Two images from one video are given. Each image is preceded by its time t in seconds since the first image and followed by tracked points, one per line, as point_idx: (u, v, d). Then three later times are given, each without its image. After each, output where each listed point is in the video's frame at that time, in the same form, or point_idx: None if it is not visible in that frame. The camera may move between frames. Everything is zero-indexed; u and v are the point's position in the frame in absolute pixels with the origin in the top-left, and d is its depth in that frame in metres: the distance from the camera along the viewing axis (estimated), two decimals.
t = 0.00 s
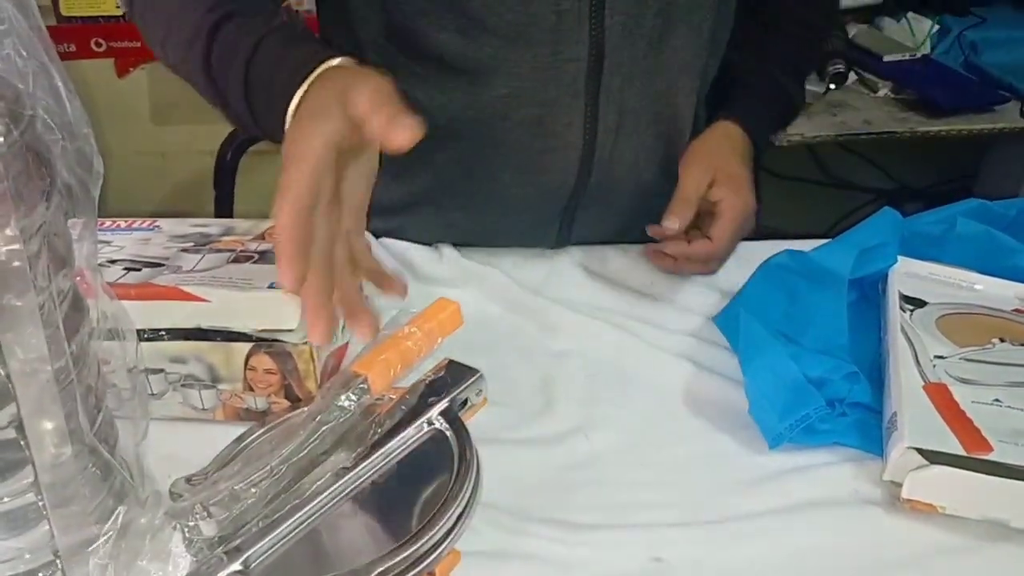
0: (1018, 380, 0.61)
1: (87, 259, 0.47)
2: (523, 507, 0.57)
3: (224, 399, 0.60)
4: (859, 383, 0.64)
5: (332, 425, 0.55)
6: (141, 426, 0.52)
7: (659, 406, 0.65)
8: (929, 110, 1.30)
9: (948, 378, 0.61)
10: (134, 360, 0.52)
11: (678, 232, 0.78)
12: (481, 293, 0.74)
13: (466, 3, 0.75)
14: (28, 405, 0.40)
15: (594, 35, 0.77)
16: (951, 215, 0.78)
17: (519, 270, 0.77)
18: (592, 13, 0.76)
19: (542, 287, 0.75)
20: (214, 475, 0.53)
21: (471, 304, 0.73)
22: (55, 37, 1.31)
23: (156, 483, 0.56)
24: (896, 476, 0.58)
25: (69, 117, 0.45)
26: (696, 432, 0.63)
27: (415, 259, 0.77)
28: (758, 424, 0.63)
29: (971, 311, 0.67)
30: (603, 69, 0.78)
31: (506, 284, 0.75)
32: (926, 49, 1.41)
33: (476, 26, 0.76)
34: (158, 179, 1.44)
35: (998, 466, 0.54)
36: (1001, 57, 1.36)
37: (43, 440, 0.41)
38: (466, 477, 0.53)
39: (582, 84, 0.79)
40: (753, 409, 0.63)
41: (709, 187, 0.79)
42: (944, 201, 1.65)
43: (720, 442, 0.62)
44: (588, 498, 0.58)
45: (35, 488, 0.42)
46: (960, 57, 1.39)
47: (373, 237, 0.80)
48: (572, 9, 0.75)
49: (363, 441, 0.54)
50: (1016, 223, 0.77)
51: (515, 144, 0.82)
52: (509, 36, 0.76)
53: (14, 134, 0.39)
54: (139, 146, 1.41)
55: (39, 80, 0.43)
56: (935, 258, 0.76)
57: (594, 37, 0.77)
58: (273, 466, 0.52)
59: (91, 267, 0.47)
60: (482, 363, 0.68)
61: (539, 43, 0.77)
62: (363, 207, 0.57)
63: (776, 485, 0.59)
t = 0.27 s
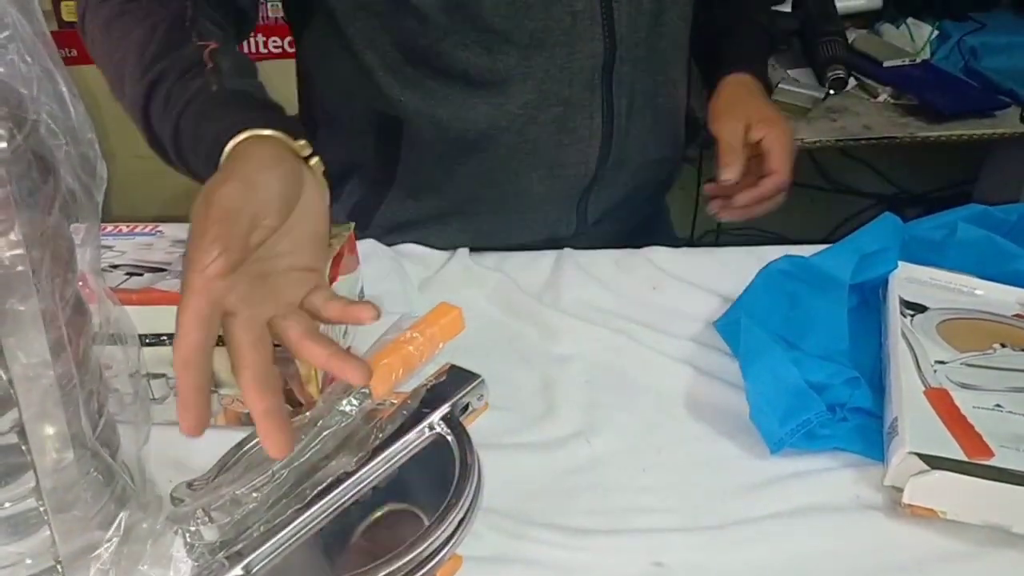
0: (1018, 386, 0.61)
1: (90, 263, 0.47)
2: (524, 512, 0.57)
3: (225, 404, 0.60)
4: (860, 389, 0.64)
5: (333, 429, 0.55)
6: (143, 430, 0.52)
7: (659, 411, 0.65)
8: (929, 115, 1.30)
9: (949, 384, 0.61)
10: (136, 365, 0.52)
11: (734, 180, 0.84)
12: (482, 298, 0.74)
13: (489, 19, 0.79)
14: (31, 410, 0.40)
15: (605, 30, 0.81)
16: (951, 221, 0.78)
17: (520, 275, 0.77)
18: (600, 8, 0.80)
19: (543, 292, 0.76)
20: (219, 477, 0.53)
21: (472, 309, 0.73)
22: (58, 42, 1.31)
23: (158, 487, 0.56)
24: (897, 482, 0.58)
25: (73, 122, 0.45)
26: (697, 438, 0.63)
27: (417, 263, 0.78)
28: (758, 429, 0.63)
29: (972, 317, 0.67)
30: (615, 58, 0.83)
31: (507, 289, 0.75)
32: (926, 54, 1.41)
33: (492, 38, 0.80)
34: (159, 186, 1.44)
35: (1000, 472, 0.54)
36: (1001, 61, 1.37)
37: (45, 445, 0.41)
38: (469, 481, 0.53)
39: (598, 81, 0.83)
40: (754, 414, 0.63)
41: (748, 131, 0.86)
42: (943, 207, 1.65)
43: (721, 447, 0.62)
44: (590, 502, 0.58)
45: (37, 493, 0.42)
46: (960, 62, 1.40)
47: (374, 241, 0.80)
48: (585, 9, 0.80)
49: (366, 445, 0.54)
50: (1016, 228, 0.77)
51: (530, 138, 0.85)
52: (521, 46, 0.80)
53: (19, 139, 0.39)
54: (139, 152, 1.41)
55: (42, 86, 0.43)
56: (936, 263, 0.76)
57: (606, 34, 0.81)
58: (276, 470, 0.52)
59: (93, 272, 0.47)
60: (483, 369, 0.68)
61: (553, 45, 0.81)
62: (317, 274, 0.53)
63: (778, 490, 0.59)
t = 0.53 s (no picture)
0: (1020, 386, 0.61)
1: (93, 262, 0.47)
2: (526, 513, 0.57)
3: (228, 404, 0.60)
4: (862, 389, 0.64)
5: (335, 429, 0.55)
6: (146, 429, 0.52)
7: (660, 411, 0.65)
8: (930, 116, 1.30)
9: (951, 384, 0.61)
10: (139, 364, 0.52)
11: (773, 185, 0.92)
12: (484, 297, 0.74)
13: (473, 17, 0.78)
14: (34, 408, 0.40)
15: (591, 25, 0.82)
16: (952, 221, 0.78)
17: (521, 274, 0.77)
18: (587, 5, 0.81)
19: (544, 291, 0.76)
20: (220, 478, 0.53)
21: (475, 309, 0.73)
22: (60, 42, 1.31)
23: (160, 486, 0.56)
24: (899, 482, 0.58)
25: (76, 121, 0.45)
26: (699, 438, 0.63)
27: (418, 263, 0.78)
28: (760, 430, 0.63)
29: (974, 317, 0.67)
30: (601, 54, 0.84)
31: (509, 289, 0.75)
32: (927, 54, 1.41)
33: (481, 38, 0.79)
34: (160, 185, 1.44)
35: (1002, 473, 0.54)
36: (1002, 62, 1.37)
37: (48, 444, 0.41)
38: (471, 481, 0.53)
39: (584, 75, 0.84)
40: (756, 415, 0.63)
41: (772, 131, 0.95)
42: (945, 207, 1.65)
43: (722, 447, 0.62)
44: (592, 502, 0.58)
45: (39, 493, 0.42)
46: (961, 62, 1.40)
47: (376, 241, 0.80)
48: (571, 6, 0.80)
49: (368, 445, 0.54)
50: (1018, 228, 0.77)
51: (517, 136, 0.85)
52: (506, 43, 0.80)
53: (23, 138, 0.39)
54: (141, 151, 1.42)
55: (45, 85, 0.43)
56: (938, 263, 0.76)
57: (591, 28, 0.82)
58: (278, 471, 0.53)
59: (96, 271, 0.47)
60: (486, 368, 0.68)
61: (541, 42, 0.81)
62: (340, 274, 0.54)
63: (780, 491, 0.59)
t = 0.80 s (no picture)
0: None
1: (96, 267, 0.47)
2: (528, 518, 0.57)
3: (229, 409, 0.60)
4: (864, 395, 0.64)
5: (337, 435, 0.55)
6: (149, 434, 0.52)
7: (663, 417, 0.65)
8: (931, 121, 1.29)
9: (954, 391, 0.60)
10: (141, 369, 0.52)
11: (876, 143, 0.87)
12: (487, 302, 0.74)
13: (471, 18, 0.79)
14: (37, 414, 0.40)
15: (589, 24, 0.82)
16: (955, 227, 0.78)
17: (524, 279, 0.77)
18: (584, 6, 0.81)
19: (546, 296, 0.76)
20: (222, 483, 0.53)
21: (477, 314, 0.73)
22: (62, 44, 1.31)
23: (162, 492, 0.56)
24: (901, 489, 0.57)
25: (79, 126, 0.45)
26: (702, 444, 0.63)
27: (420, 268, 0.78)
28: (763, 436, 0.63)
29: (977, 323, 0.67)
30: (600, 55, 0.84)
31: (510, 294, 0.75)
32: (929, 59, 1.41)
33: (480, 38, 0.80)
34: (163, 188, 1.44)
35: (1006, 480, 0.54)
36: (1004, 67, 1.37)
37: (51, 449, 0.41)
38: (474, 486, 0.53)
39: (582, 76, 0.84)
40: (759, 421, 0.63)
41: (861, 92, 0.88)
42: (947, 212, 1.66)
43: (725, 453, 0.62)
44: (595, 508, 0.58)
45: (41, 498, 0.42)
46: (964, 67, 1.40)
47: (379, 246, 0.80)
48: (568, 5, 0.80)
49: (370, 451, 0.54)
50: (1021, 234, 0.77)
51: (512, 140, 0.85)
52: (504, 46, 0.81)
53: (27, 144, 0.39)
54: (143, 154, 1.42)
55: (50, 91, 0.43)
56: (941, 269, 0.76)
57: (590, 28, 0.82)
58: (280, 476, 0.52)
59: (99, 276, 0.47)
60: (488, 373, 0.68)
61: (539, 43, 0.81)
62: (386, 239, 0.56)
63: (783, 497, 0.59)
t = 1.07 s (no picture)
0: (1013, 400, 0.61)
1: (86, 274, 0.46)
2: (521, 525, 0.57)
3: (220, 415, 0.60)
4: (855, 402, 0.64)
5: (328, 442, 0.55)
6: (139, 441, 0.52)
7: (654, 423, 0.65)
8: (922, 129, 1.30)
9: (944, 398, 0.61)
10: (131, 376, 0.52)
11: None
12: (479, 308, 0.74)
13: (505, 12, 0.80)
14: (26, 422, 0.40)
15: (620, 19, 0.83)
16: (945, 235, 0.78)
17: (517, 286, 0.77)
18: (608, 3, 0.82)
19: (538, 302, 0.76)
20: (213, 490, 0.53)
21: (470, 320, 0.73)
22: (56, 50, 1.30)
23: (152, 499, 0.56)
24: (892, 496, 0.57)
25: (70, 132, 0.45)
26: (693, 451, 0.63)
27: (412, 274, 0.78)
28: (754, 443, 0.63)
29: (966, 330, 0.67)
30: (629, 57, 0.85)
31: (502, 301, 0.75)
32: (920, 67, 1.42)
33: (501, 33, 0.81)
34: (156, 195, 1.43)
35: (996, 487, 0.55)
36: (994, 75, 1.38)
37: (40, 457, 0.41)
38: (465, 492, 0.53)
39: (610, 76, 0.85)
40: (750, 428, 0.63)
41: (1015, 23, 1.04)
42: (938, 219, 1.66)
43: (716, 460, 0.62)
44: (587, 515, 0.58)
45: (30, 505, 0.41)
46: (954, 75, 1.41)
47: (371, 252, 0.80)
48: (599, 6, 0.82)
49: (361, 458, 0.54)
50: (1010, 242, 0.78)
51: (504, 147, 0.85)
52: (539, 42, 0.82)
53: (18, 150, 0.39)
54: (134, 159, 1.40)
55: (41, 97, 0.43)
56: (931, 276, 0.76)
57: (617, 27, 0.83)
58: (270, 483, 0.53)
59: (89, 282, 0.47)
60: (480, 380, 0.68)
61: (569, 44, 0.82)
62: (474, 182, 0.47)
63: (774, 504, 0.59)
